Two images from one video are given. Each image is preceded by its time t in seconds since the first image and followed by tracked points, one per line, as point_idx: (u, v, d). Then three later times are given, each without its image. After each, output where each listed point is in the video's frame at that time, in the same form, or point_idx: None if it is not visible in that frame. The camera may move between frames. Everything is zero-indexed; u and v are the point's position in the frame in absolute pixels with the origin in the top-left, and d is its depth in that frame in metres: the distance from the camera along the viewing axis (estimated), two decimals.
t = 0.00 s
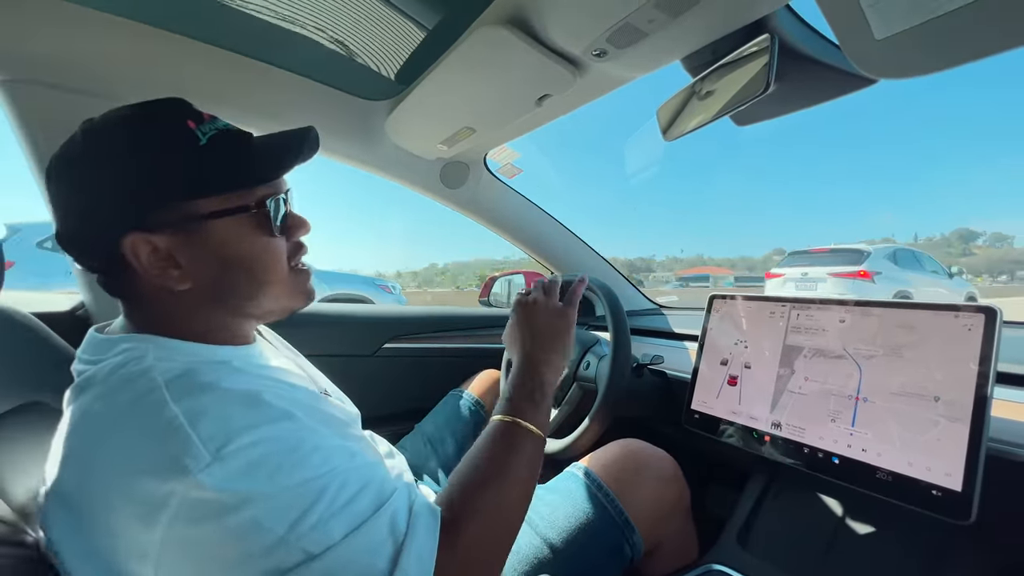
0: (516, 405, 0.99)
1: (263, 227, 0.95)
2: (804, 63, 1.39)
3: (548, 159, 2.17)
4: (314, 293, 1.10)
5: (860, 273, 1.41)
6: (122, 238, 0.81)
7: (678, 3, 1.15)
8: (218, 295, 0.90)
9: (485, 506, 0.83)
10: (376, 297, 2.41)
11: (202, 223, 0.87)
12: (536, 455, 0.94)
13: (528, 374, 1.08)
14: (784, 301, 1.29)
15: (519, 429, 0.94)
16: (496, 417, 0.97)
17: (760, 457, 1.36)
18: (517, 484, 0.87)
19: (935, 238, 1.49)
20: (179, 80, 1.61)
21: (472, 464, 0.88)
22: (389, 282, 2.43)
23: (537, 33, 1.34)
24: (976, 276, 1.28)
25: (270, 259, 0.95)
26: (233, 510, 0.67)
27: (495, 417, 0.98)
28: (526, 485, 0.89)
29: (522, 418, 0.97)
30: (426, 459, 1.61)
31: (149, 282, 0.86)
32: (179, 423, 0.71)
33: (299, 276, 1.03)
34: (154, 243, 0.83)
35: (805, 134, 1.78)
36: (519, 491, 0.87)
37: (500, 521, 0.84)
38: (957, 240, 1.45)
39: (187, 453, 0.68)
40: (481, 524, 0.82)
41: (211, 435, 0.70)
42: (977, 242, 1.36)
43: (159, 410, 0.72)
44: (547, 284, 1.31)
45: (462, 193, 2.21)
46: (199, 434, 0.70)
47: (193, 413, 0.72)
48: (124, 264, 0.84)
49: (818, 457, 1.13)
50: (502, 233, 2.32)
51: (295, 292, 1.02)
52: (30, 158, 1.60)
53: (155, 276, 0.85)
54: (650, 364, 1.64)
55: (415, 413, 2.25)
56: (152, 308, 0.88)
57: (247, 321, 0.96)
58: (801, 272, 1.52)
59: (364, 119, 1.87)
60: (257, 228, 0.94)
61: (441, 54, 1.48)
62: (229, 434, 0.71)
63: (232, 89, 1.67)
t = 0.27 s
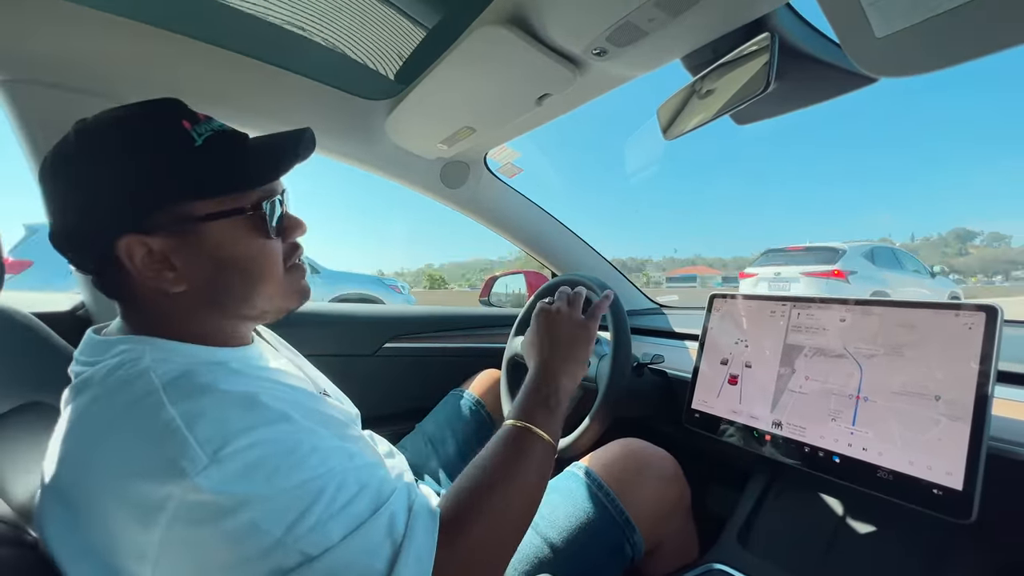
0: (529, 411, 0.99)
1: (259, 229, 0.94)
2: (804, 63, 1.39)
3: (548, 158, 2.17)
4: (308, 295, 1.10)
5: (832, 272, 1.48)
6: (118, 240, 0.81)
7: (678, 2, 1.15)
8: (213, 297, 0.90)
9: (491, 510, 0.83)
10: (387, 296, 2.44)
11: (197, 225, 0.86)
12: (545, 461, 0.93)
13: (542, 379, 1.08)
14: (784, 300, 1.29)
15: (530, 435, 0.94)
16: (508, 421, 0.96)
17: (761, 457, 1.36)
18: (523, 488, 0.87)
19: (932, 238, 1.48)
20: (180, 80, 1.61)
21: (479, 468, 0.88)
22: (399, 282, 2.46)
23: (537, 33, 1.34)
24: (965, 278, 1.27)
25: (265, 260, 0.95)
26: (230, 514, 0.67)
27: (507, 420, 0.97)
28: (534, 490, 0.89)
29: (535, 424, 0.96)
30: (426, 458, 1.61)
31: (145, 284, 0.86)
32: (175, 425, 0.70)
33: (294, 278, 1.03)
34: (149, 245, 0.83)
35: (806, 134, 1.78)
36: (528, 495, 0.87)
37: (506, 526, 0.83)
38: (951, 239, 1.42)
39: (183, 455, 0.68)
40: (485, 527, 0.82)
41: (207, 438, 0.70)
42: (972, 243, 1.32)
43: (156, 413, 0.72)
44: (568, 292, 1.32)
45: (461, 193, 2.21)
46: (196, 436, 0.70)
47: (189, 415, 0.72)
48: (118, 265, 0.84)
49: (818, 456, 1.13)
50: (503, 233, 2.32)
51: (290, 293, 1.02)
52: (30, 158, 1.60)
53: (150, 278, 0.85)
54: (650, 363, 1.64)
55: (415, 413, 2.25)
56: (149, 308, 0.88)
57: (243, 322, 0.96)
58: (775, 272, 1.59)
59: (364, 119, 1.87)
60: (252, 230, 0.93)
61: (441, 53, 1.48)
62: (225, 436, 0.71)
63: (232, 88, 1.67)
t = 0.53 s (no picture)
0: (525, 409, 0.99)
1: (261, 231, 0.94)
2: (803, 64, 1.40)
3: (548, 159, 2.17)
4: (310, 297, 1.10)
5: (802, 273, 1.67)
6: (120, 240, 0.82)
7: (678, 3, 1.15)
8: (214, 298, 0.90)
9: (490, 510, 0.83)
10: (395, 297, 2.45)
11: (199, 226, 0.86)
12: (541, 459, 0.93)
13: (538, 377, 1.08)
14: (784, 301, 1.29)
15: (527, 433, 0.94)
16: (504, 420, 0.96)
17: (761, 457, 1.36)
18: (521, 487, 0.87)
19: (928, 236, 1.50)
20: (181, 81, 1.61)
21: (476, 468, 0.88)
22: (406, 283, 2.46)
23: (537, 34, 1.34)
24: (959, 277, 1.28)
25: (267, 263, 0.95)
26: (230, 516, 0.67)
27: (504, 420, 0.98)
28: (532, 488, 0.89)
29: (531, 422, 0.97)
30: (426, 459, 1.62)
31: (147, 284, 0.86)
32: (175, 427, 0.71)
33: (296, 281, 1.03)
34: (151, 246, 0.83)
35: (806, 134, 1.78)
36: (527, 493, 0.88)
37: (506, 525, 0.84)
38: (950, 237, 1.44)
39: (183, 458, 0.68)
40: (485, 526, 0.82)
41: (207, 440, 0.70)
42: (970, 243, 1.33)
43: (155, 415, 0.72)
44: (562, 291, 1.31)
45: (462, 194, 2.21)
46: (195, 438, 0.70)
47: (189, 417, 0.72)
48: (120, 265, 0.84)
49: (818, 456, 1.13)
50: (503, 234, 2.32)
51: (292, 296, 1.02)
52: (31, 159, 1.60)
53: (151, 278, 0.85)
54: (650, 364, 1.64)
55: (416, 413, 2.25)
56: (151, 309, 0.88)
57: (245, 324, 0.96)
58: (742, 272, 1.84)
59: (364, 119, 1.87)
60: (254, 232, 0.93)
61: (441, 54, 1.49)
62: (225, 438, 0.71)
63: (233, 89, 1.67)
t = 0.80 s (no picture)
0: (556, 420, 0.95)
1: (256, 229, 0.94)
2: (803, 63, 1.40)
3: (548, 158, 2.17)
4: (310, 294, 1.10)
5: (760, 273, 1.70)
6: (116, 240, 0.82)
7: (678, 2, 1.15)
8: (212, 297, 0.90)
9: (501, 515, 0.82)
10: (399, 298, 2.52)
11: (193, 224, 0.86)
12: (565, 474, 0.91)
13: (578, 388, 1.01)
14: (784, 301, 1.30)
15: (553, 447, 0.91)
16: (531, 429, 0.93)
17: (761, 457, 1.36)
18: (545, 489, 0.87)
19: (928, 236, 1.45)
20: (181, 80, 1.62)
21: (494, 474, 0.87)
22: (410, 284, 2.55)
23: (537, 33, 1.34)
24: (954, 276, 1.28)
25: (265, 261, 0.95)
26: (230, 515, 0.67)
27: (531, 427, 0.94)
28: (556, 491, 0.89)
29: (559, 437, 0.93)
30: (425, 458, 1.62)
31: (144, 284, 0.86)
32: (176, 425, 0.71)
33: (296, 279, 1.03)
34: (147, 245, 0.83)
35: (806, 134, 1.78)
36: (545, 497, 0.87)
37: (519, 528, 0.83)
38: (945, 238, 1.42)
39: (183, 456, 0.68)
40: (497, 529, 0.81)
41: (208, 438, 0.70)
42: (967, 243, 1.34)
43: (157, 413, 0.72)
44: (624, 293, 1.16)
45: (462, 193, 2.21)
46: (196, 436, 0.70)
47: (190, 416, 0.72)
48: (119, 265, 0.85)
49: (818, 456, 1.13)
50: (503, 233, 2.32)
51: (292, 294, 1.02)
52: (32, 158, 1.60)
53: (149, 278, 0.85)
54: (650, 363, 1.64)
55: (416, 413, 2.25)
56: (149, 308, 0.88)
57: (244, 322, 0.96)
58: (699, 273, 1.85)
59: (364, 119, 1.87)
60: (249, 230, 0.93)
61: (441, 54, 1.49)
62: (226, 437, 0.71)
63: (233, 88, 1.68)
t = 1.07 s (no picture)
0: (565, 419, 0.90)
1: (253, 224, 0.95)
2: (804, 64, 1.40)
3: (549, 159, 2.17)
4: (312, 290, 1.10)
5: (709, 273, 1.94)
6: (114, 242, 0.82)
7: (679, 3, 1.15)
8: (212, 295, 0.90)
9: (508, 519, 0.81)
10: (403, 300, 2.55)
11: (190, 223, 0.87)
12: (571, 477, 0.87)
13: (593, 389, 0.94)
14: (785, 301, 1.29)
15: (559, 449, 0.87)
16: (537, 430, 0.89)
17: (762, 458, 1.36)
18: (555, 487, 0.85)
19: (924, 237, 1.44)
20: (183, 81, 1.62)
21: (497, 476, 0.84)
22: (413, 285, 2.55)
23: (538, 34, 1.34)
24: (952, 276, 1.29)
25: (264, 257, 0.95)
26: (229, 517, 0.67)
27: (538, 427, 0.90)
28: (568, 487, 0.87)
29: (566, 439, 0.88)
30: (423, 456, 1.63)
31: (144, 285, 0.86)
32: (174, 427, 0.71)
33: (292, 274, 1.03)
34: (145, 246, 0.83)
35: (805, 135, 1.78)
36: (552, 497, 0.85)
37: (526, 531, 0.82)
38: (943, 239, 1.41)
39: (182, 458, 0.68)
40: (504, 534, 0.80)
41: (207, 440, 0.70)
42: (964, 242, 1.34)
43: (154, 415, 0.72)
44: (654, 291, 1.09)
45: (462, 194, 2.21)
46: (194, 439, 0.70)
47: (189, 417, 0.72)
48: (116, 267, 0.84)
49: (820, 457, 1.13)
50: (503, 234, 2.31)
51: (290, 291, 1.02)
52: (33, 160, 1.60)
53: (148, 278, 0.85)
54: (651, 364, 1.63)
55: (416, 414, 2.25)
56: (149, 310, 0.88)
57: (245, 320, 0.96)
58: (647, 273, 2.14)
59: (365, 120, 1.87)
60: (246, 225, 0.93)
61: (442, 55, 1.49)
62: (224, 439, 0.71)
63: (234, 90, 1.68)
